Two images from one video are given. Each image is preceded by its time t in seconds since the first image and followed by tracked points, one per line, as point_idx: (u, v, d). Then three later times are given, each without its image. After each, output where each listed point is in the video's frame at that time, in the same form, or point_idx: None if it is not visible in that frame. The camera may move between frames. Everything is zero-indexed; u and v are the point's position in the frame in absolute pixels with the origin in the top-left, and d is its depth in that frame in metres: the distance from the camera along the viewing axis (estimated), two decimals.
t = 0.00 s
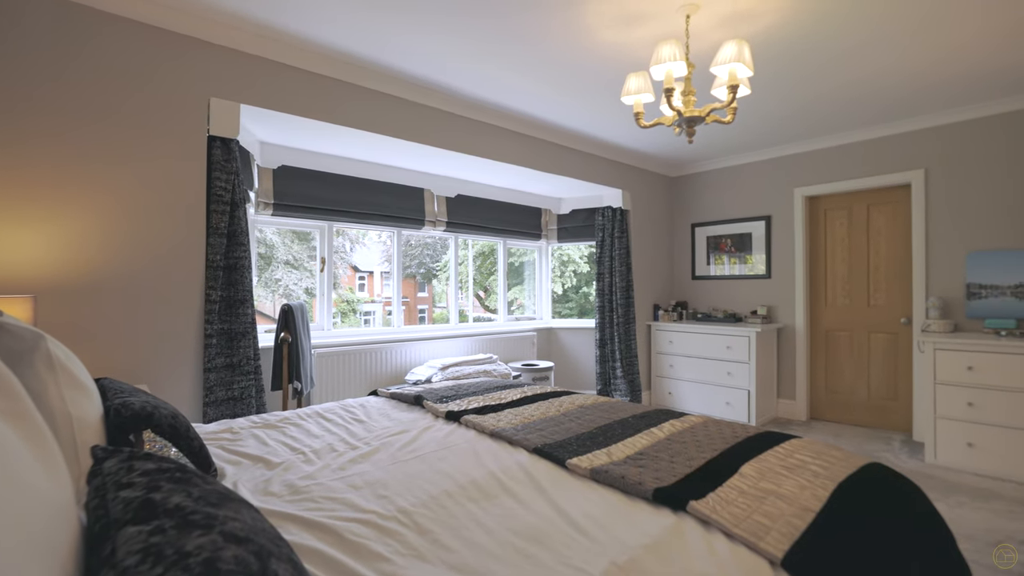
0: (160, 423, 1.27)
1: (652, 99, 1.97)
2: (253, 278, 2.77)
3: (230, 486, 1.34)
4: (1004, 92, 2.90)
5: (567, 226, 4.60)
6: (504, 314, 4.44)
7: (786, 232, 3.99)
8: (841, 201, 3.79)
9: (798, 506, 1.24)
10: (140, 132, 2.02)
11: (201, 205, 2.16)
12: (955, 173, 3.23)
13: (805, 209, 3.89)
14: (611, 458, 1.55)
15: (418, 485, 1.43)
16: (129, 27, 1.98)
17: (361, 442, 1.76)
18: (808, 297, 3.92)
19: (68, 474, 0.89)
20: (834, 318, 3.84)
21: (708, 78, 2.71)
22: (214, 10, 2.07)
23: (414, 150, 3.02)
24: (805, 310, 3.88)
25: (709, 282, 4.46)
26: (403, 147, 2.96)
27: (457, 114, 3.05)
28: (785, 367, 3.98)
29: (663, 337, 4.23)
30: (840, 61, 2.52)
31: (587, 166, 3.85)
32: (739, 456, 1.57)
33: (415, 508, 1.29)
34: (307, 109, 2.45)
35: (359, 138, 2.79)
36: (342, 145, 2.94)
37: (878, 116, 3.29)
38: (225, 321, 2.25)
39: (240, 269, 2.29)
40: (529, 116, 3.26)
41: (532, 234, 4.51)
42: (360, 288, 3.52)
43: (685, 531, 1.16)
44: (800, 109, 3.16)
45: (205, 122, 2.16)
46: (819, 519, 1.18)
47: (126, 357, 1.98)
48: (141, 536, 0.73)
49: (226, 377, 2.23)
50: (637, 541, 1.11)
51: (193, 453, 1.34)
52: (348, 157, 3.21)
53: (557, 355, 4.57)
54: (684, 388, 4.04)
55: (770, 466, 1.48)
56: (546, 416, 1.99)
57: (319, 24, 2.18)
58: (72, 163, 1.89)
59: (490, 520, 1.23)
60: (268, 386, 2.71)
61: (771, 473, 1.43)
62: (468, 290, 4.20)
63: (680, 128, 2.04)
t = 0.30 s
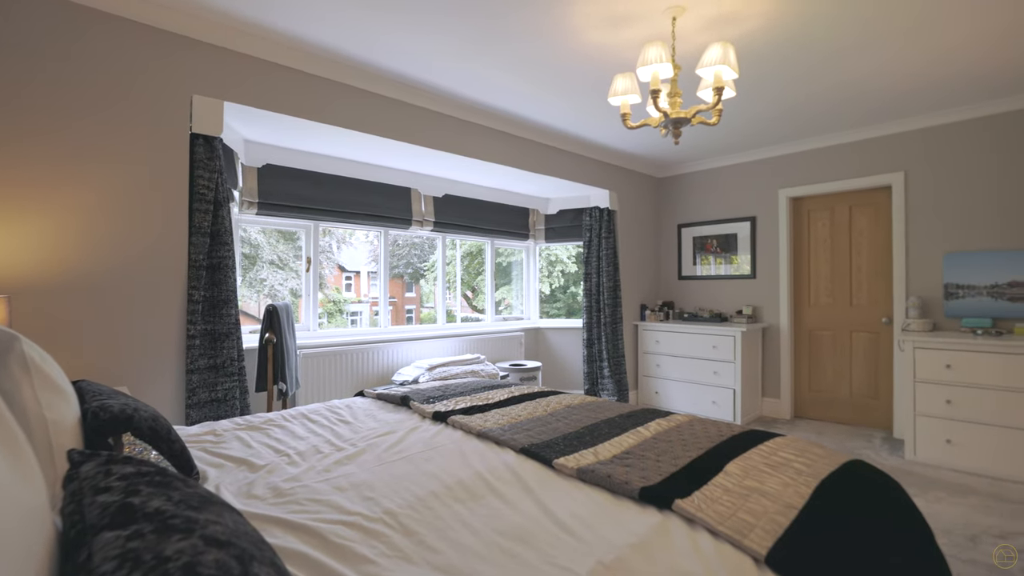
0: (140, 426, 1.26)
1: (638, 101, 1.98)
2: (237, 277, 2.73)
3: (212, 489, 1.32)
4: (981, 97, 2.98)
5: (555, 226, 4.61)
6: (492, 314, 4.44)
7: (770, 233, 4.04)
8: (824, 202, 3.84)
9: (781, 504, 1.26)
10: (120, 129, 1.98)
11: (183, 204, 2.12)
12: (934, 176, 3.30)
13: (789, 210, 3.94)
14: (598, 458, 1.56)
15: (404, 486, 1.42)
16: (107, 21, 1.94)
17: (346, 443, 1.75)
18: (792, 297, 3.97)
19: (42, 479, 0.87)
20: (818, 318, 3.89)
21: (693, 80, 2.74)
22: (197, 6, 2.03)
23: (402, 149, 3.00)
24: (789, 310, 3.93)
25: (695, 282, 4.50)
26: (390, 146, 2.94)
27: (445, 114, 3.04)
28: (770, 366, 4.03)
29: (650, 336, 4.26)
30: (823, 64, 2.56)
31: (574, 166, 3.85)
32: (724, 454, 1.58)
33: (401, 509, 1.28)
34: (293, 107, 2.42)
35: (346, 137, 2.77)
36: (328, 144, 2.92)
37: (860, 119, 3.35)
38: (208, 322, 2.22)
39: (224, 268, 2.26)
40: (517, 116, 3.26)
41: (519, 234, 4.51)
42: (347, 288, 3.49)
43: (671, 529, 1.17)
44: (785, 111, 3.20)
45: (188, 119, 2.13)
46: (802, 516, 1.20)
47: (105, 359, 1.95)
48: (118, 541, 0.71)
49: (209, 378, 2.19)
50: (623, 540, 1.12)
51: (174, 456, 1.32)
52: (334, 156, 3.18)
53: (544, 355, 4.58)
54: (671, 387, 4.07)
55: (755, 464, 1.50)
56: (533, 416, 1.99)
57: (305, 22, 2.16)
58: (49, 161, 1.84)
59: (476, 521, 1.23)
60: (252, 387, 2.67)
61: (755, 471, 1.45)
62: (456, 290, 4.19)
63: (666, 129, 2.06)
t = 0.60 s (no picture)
0: (119, 429, 1.22)
1: (625, 101, 1.99)
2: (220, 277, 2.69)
3: (194, 493, 1.30)
4: (958, 101, 3.05)
5: (542, 226, 4.62)
6: (479, 314, 4.43)
7: (755, 234, 4.09)
8: (807, 203, 3.90)
9: (765, 501, 1.27)
10: (98, 126, 1.94)
11: (165, 202, 2.08)
12: (913, 178, 3.37)
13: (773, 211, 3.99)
14: (585, 457, 1.57)
15: (390, 487, 1.41)
16: (84, 15, 1.89)
17: (332, 445, 1.73)
18: (777, 297, 4.03)
19: (14, 483, 0.84)
20: (801, 317, 3.95)
21: (679, 82, 2.76)
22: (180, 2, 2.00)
23: (389, 148, 2.98)
24: (773, 310, 3.98)
25: (681, 282, 4.54)
26: (377, 145, 2.92)
27: (433, 113, 3.02)
28: (754, 365, 4.08)
29: (636, 336, 4.29)
30: (806, 68, 2.60)
31: (561, 167, 3.86)
32: (709, 453, 1.60)
33: (387, 511, 1.27)
34: (278, 105, 2.39)
35: (332, 136, 2.74)
36: (314, 143, 2.89)
37: (842, 122, 3.41)
38: (190, 322, 2.18)
39: (206, 268, 2.22)
40: (505, 116, 3.26)
41: (507, 234, 4.51)
42: (333, 288, 3.46)
43: (657, 528, 1.17)
44: (769, 113, 3.24)
45: (169, 116, 2.09)
46: (785, 514, 1.21)
47: (83, 361, 1.91)
48: (93, 548, 0.70)
49: (191, 380, 2.16)
50: (609, 538, 1.12)
51: (155, 459, 1.29)
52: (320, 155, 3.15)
53: (531, 355, 4.58)
54: (657, 387, 4.11)
55: (739, 462, 1.52)
56: (520, 416, 1.99)
57: (290, 19, 2.13)
58: (25, 157, 1.80)
59: (463, 521, 1.22)
60: (236, 388, 2.64)
61: (740, 469, 1.47)
62: (443, 290, 4.17)
63: (652, 130, 2.07)
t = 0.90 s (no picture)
0: (96, 432, 1.19)
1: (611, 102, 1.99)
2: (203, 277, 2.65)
3: (174, 497, 1.28)
4: (936, 105, 3.12)
5: (529, 226, 4.62)
6: (466, 314, 4.42)
7: (740, 234, 4.13)
8: (790, 204, 3.96)
9: (749, 499, 1.29)
10: (76, 123, 1.89)
11: (145, 201, 2.04)
12: (893, 180, 3.44)
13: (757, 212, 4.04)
14: (571, 457, 1.57)
15: (375, 489, 1.40)
16: (60, 9, 1.85)
17: (316, 447, 1.72)
18: (761, 297, 4.08)
19: None
20: (785, 317, 4.01)
21: (665, 83, 2.78)
22: None
23: (376, 147, 2.96)
24: (758, 309, 4.04)
25: (667, 282, 4.57)
26: (364, 144, 2.90)
27: (420, 113, 3.01)
28: (739, 364, 4.13)
29: (623, 336, 4.31)
30: (789, 70, 2.64)
31: (549, 167, 3.87)
32: (694, 451, 1.61)
33: (372, 512, 1.26)
34: (262, 103, 2.36)
35: (318, 134, 2.71)
36: (300, 142, 2.86)
37: (823, 125, 3.47)
38: (172, 323, 2.14)
39: (188, 268, 2.18)
40: (493, 116, 3.26)
41: (494, 234, 4.50)
42: (319, 288, 3.43)
43: (642, 526, 1.18)
44: (753, 115, 3.28)
45: (150, 113, 2.05)
46: (767, 511, 1.23)
47: (59, 363, 1.86)
48: (67, 554, 0.68)
49: (172, 382, 2.12)
50: (595, 538, 1.13)
51: (133, 462, 1.27)
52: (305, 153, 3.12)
53: (519, 355, 4.59)
54: (644, 386, 4.13)
55: (724, 461, 1.53)
56: (507, 416, 1.99)
57: (275, 16, 2.11)
58: None
59: (448, 522, 1.22)
60: (219, 390, 2.60)
61: (725, 468, 1.48)
62: (430, 290, 4.16)
63: (638, 131, 2.08)
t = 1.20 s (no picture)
0: (71, 436, 1.15)
1: (598, 103, 2.00)
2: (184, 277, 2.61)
3: (153, 501, 1.25)
4: (915, 109, 3.18)
5: (517, 226, 4.62)
6: (453, 315, 4.41)
7: (725, 235, 4.18)
8: (774, 205, 4.01)
9: (732, 496, 1.30)
10: (52, 119, 1.84)
11: (124, 199, 2.00)
12: (873, 183, 3.51)
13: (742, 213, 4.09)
14: (557, 456, 1.57)
15: (360, 491, 1.39)
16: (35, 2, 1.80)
17: (300, 448, 1.70)
18: (746, 297, 4.13)
19: None
20: (769, 316, 4.06)
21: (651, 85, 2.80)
22: None
23: (362, 146, 2.94)
24: (742, 309, 4.08)
25: (654, 282, 4.61)
26: (350, 143, 2.88)
27: (407, 112, 2.99)
28: (724, 363, 4.18)
29: (610, 336, 4.33)
30: (774, 73, 2.67)
31: (536, 167, 3.88)
32: (679, 450, 1.63)
33: (357, 514, 1.25)
34: (246, 100, 2.33)
35: (304, 132, 2.68)
36: (285, 140, 2.83)
37: (806, 127, 3.52)
38: (152, 323, 2.10)
39: (169, 268, 2.14)
40: (481, 116, 3.25)
41: (482, 234, 4.50)
42: (304, 288, 3.39)
43: (628, 525, 1.19)
44: (738, 117, 3.32)
45: (130, 109, 2.01)
46: (751, 508, 1.24)
47: (34, 365, 1.81)
48: (39, 563, 0.66)
49: (153, 384, 2.08)
50: (581, 537, 1.13)
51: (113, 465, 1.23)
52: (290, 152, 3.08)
53: (506, 355, 4.59)
54: (630, 385, 4.16)
55: (709, 459, 1.55)
56: (493, 416, 1.98)
57: (261, 13, 2.09)
58: None
59: (434, 523, 1.21)
60: (201, 392, 2.56)
61: (709, 466, 1.50)
62: (417, 290, 4.14)
63: (625, 132, 2.09)
